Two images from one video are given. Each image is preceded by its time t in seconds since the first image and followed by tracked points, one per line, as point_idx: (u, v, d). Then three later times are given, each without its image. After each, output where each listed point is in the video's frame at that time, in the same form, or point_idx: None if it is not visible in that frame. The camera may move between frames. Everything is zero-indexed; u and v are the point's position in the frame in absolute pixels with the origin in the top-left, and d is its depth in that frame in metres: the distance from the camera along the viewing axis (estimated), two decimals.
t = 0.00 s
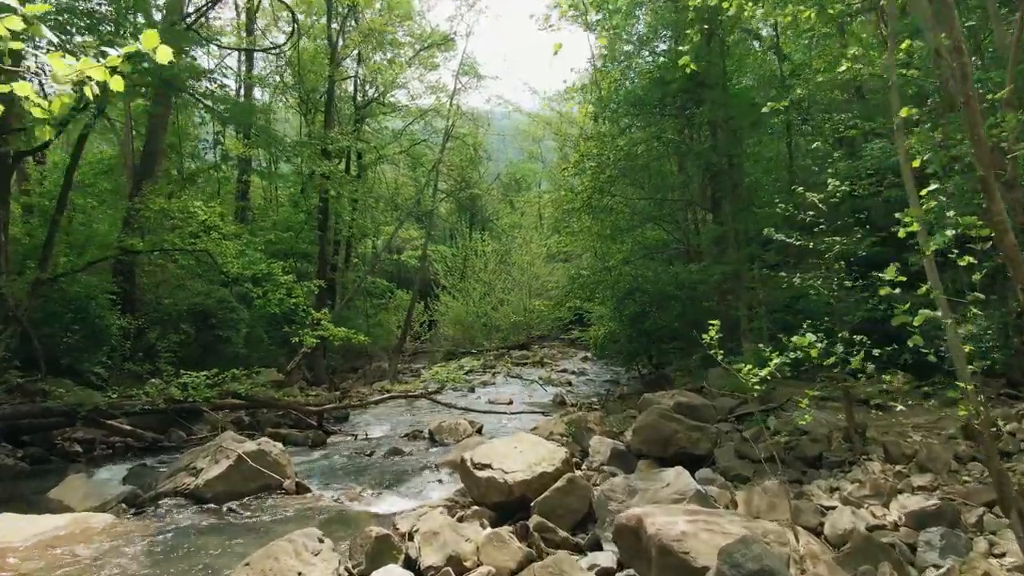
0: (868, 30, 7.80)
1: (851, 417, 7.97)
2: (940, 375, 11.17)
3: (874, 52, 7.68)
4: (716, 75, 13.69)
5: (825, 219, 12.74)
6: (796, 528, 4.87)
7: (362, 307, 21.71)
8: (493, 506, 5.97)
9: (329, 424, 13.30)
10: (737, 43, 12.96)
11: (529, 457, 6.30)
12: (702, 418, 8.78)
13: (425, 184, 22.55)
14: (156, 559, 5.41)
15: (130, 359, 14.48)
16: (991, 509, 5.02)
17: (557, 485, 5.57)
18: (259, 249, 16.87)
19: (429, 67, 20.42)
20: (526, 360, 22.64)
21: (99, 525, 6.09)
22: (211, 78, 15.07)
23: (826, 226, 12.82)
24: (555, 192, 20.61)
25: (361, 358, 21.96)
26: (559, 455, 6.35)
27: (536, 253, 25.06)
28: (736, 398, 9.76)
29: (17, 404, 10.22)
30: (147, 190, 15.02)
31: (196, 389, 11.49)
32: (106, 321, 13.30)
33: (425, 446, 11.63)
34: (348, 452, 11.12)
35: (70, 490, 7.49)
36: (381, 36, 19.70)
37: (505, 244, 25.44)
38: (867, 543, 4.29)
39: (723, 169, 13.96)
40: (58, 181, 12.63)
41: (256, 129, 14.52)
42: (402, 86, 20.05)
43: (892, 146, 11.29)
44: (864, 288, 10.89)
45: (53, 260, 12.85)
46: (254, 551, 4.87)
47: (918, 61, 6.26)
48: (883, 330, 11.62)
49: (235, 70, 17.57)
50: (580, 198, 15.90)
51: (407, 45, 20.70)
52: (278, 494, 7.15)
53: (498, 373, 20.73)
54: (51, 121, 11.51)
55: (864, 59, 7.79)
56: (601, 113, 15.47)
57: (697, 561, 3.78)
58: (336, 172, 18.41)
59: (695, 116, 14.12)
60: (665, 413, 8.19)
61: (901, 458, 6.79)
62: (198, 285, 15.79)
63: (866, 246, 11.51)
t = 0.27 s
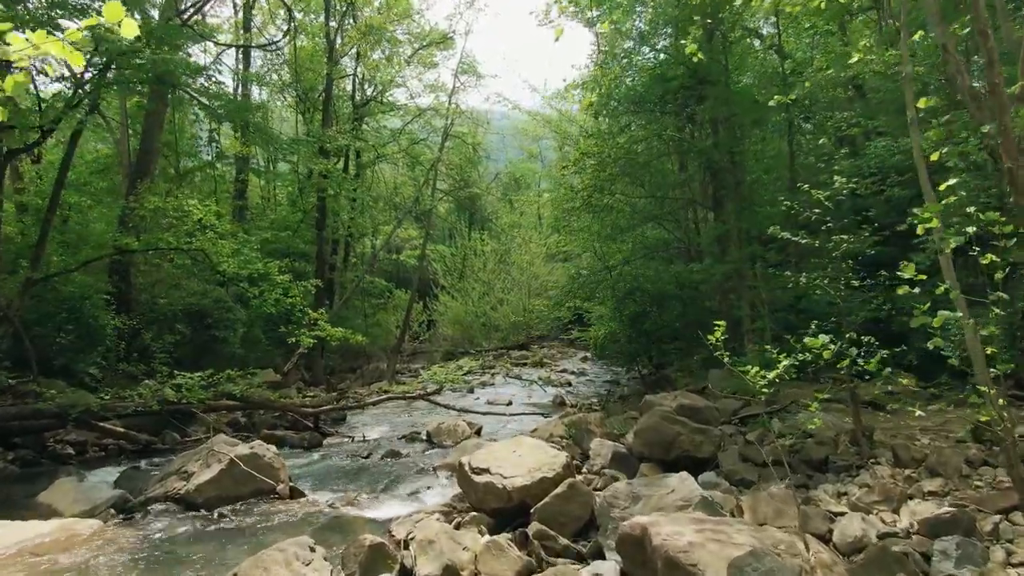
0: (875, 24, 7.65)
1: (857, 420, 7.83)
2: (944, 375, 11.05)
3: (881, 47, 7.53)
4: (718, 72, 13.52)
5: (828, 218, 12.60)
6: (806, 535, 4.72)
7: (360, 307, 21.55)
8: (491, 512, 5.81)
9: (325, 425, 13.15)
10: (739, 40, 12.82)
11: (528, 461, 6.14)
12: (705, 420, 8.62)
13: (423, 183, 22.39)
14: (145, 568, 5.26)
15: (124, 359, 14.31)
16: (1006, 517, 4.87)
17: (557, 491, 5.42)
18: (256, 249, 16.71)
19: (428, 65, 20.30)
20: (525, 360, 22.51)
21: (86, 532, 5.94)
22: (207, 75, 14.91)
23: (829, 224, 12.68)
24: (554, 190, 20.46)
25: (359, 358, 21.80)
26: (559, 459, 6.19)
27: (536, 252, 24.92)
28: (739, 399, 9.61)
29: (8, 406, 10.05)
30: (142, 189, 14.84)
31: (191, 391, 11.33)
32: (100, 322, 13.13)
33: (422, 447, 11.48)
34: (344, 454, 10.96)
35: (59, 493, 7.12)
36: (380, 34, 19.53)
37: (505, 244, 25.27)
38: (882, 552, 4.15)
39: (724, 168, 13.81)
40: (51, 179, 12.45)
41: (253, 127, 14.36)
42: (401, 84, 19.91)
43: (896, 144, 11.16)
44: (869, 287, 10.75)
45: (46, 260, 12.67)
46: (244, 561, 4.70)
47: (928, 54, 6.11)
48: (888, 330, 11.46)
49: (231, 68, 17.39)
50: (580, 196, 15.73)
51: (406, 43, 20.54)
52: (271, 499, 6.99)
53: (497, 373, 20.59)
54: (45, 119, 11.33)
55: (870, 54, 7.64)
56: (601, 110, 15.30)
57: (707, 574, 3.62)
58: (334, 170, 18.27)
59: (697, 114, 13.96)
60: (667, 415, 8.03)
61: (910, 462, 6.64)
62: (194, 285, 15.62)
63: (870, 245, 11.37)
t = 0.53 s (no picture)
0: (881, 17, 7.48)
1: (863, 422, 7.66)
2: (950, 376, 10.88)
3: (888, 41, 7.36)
4: (720, 69, 13.36)
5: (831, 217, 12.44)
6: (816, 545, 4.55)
7: (359, 307, 21.37)
8: (490, 519, 5.64)
9: (322, 427, 12.97)
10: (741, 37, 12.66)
11: (527, 466, 5.97)
12: (708, 422, 8.45)
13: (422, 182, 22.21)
14: None
15: (119, 360, 14.13)
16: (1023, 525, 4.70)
17: (557, 497, 5.25)
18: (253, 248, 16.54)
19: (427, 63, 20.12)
20: (524, 360, 22.33)
21: (72, 539, 5.77)
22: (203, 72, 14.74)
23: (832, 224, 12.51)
24: (553, 190, 20.29)
25: (357, 359, 21.61)
26: (560, 464, 6.02)
27: (535, 251, 24.75)
28: (742, 401, 9.45)
29: None
30: (136, 188, 14.66)
31: (185, 392, 11.15)
32: (94, 322, 12.96)
33: (420, 449, 11.31)
34: (340, 456, 10.79)
35: (48, 498, 6.88)
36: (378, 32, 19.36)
37: (504, 244, 25.08)
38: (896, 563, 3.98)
39: (726, 166, 13.65)
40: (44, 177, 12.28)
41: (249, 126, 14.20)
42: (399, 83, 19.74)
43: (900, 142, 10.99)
44: (873, 287, 10.59)
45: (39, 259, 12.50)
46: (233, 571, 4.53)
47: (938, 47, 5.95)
48: (893, 331, 11.29)
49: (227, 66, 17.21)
50: (580, 195, 15.57)
51: (404, 42, 20.36)
52: (264, 504, 6.82)
53: (497, 373, 20.41)
54: (36, 115, 11.15)
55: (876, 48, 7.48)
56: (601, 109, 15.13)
57: None
58: (332, 169, 18.09)
59: (698, 111, 13.80)
60: (670, 417, 7.85)
61: (919, 467, 6.46)
62: (190, 285, 15.44)
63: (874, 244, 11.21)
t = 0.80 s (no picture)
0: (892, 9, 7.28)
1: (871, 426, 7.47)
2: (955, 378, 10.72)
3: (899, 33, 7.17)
4: (723, 65, 13.16)
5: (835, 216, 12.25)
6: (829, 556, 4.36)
7: (356, 307, 21.16)
8: (487, 526, 5.45)
9: (318, 429, 12.77)
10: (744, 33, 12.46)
11: (526, 472, 5.78)
12: (711, 425, 8.25)
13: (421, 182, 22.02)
14: None
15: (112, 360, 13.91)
16: None
17: (557, 505, 5.07)
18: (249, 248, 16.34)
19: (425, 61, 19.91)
20: (523, 361, 22.14)
21: (55, 547, 5.55)
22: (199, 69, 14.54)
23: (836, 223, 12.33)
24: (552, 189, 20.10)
25: (355, 359, 21.40)
26: (559, 470, 5.83)
27: (534, 251, 24.57)
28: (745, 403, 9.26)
29: None
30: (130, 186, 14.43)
31: (178, 394, 10.95)
32: (87, 322, 12.74)
33: (417, 452, 11.11)
34: (336, 459, 10.59)
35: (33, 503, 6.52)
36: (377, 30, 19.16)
37: (503, 244, 24.90)
38: None
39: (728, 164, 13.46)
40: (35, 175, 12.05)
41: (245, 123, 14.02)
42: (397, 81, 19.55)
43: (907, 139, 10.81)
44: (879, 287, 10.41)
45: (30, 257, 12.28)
46: None
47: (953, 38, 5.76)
48: (897, 332, 11.14)
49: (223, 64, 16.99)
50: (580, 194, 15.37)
51: (402, 40, 20.15)
52: (255, 511, 6.64)
53: (495, 374, 20.22)
54: (27, 110, 10.93)
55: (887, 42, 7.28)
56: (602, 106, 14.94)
57: None
58: (329, 168, 17.89)
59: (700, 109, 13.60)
60: (672, 420, 7.65)
61: (931, 472, 6.32)
62: (185, 284, 15.23)
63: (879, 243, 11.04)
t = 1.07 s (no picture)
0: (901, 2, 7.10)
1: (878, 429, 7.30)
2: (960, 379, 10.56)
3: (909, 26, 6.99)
4: (725, 62, 12.98)
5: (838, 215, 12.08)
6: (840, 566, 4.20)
7: (354, 307, 20.98)
8: (485, 533, 5.28)
9: (314, 431, 12.58)
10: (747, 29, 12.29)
11: (525, 476, 5.61)
12: (714, 428, 8.07)
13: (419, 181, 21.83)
14: None
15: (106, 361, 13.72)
16: None
17: (558, 512, 4.91)
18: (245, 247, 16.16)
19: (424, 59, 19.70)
20: (522, 361, 21.97)
21: (39, 555, 5.37)
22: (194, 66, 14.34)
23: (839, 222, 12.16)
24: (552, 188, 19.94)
25: (353, 359, 21.21)
26: (560, 474, 5.67)
27: (534, 251, 24.40)
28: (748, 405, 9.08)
29: None
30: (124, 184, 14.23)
31: (172, 395, 10.76)
32: (80, 321, 12.56)
33: (415, 454, 10.92)
34: (332, 461, 10.40)
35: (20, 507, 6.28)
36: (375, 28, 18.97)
37: (503, 243, 24.72)
38: None
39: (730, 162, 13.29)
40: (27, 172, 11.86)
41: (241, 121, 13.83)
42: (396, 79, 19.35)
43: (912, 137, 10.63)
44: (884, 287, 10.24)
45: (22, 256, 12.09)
46: None
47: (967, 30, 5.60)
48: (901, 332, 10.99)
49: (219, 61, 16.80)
50: (580, 192, 15.19)
51: (401, 38, 19.95)
52: (246, 516, 6.48)
53: (494, 374, 20.05)
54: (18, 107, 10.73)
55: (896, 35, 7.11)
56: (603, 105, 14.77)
57: None
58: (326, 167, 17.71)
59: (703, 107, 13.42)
60: (675, 422, 7.45)
61: (942, 476, 6.18)
62: (180, 284, 15.03)
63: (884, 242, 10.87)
